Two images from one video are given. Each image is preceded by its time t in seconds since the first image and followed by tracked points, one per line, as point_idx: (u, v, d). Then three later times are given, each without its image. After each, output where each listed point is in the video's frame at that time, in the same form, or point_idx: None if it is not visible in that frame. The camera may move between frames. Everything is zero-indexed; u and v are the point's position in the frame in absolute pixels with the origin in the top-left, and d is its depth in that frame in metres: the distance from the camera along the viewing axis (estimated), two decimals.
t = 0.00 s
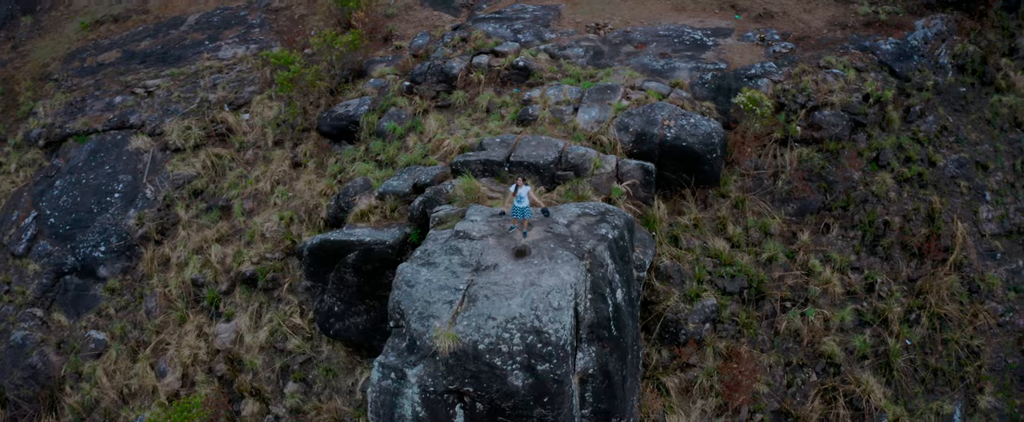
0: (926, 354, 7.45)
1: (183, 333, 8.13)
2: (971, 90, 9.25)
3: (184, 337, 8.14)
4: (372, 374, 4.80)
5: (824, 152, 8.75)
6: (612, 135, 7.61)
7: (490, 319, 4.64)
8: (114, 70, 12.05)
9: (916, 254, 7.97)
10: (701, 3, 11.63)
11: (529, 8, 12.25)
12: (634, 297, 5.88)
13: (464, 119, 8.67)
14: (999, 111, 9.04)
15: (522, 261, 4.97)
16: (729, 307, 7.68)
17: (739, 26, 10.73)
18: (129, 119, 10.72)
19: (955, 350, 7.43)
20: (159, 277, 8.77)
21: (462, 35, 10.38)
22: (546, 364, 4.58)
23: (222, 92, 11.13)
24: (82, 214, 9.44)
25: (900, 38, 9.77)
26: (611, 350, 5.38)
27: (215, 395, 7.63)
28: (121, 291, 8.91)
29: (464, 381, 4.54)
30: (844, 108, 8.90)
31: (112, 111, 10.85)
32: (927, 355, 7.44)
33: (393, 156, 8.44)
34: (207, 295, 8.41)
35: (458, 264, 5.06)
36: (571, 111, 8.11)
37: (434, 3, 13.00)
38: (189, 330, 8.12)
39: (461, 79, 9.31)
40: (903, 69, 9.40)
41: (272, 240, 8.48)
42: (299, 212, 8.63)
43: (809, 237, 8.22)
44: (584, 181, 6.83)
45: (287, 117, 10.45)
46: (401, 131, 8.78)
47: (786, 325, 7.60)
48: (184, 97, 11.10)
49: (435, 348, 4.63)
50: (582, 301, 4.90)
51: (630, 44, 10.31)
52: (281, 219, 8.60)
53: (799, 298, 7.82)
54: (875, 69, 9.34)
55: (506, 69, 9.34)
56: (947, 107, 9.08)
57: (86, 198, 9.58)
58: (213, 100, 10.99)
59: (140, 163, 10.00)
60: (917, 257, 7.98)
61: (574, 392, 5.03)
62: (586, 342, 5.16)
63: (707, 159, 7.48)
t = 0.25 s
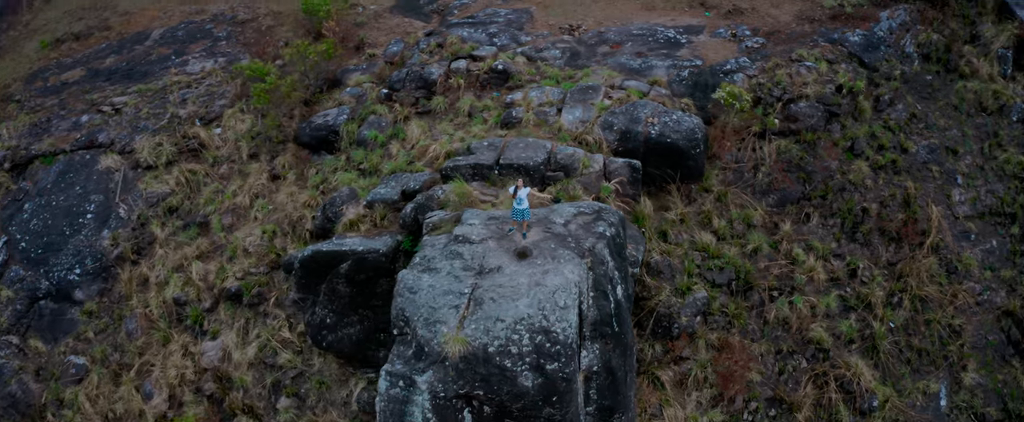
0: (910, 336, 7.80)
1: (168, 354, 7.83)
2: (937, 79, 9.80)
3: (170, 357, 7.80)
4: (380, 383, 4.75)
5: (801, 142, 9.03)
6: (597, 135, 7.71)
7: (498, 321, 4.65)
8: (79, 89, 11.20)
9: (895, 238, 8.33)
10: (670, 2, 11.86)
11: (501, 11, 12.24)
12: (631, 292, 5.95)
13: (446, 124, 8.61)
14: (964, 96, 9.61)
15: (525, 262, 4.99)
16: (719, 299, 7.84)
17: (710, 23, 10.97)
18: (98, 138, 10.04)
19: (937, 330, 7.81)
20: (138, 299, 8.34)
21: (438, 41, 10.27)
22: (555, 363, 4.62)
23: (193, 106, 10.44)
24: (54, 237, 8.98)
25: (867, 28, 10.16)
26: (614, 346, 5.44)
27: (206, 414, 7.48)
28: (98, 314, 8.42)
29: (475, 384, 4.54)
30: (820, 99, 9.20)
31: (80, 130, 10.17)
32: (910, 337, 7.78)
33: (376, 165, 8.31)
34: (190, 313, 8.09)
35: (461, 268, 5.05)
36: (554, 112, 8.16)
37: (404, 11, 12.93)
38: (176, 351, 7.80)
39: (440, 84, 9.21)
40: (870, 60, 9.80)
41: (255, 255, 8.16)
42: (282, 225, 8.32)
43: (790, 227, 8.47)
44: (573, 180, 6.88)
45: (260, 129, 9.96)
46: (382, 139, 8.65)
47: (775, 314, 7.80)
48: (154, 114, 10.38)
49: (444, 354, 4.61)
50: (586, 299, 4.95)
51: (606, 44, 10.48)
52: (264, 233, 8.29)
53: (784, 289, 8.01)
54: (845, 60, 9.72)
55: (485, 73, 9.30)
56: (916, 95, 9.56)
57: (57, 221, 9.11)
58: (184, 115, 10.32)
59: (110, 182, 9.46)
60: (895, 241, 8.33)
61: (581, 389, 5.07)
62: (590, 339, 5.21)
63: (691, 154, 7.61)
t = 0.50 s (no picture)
0: (893, 319, 8.10)
1: (155, 372, 7.49)
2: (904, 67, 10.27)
3: (156, 376, 7.48)
4: (387, 391, 4.71)
5: (778, 134, 9.38)
6: (583, 134, 7.83)
7: (506, 322, 4.67)
8: (44, 108, 10.63)
9: (873, 224, 8.65)
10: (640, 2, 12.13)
11: (474, 15, 12.25)
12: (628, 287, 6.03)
13: (429, 129, 8.59)
14: (930, 84, 10.11)
15: (528, 263, 5.02)
16: (708, 291, 8.04)
17: (682, 20, 11.27)
18: (67, 157, 9.61)
19: (919, 311, 8.12)
20: (119, 318, 7.98)
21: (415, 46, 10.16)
22: (564, 362, 4.66)
23: (163, 121, 10.03)
24: (28, 260, 8.60)
25: (834, 21, 10.58)
26: (615, 341, 5.50)
27: None
28: (78, 337, 8.06)
29: (486, 387, 4.54)
30: (794, 92, 9.58)
31: (48, 150, 9.72)
32: (894, 319, 8.09)
33: (360, 173, 8.20)
34: (175, 332, 7.74)
35: (464, 271, 5.05)
36: (539, 113, 8.25)
37: (374, 17, 12.81)
38: (162, 371, 7.46)
39: (421, 89, 9.16)
40: (840, 50, 10.21)
41: (240, 268, 7.92)
42: (265, 237, 8.11)
43: (771, 217, 8.76)
44: (564, 180, 6.94)
45: (236, 141, 9.70)
46: (365, 147, 8.56)
47: (763, 303, 8.03)
48: (124, 130, 9.94)
49: (453, 358, 4.60)
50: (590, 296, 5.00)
51: (582, 44, 10.67)
52: (247, 246, 8.06)
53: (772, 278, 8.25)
54: (816, 52, 10.10)
55: (464, 76, 9.31)
56: (884, 84, 9.96)
57: (30, 243, 8.75)
58: (155, 130, 9.91)
59: (82, 200, 9.10)
60: (873, 227, 8.65)
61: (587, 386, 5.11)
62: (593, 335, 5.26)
63: (675, 150, 7.76)
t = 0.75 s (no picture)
0: (875, 302, 8.51)
1: (143, 393, 7.29)
2: (869, 58, 10.89)
3: (144, 396, 7.28)
4: (396, 398, 4.68)
5: (756, 126, 9.78)
6: (568, 133, 8.02)
7: (514, 322, 4.69)
8: (9, 127, 10.21)
9: (849, 212, 9.13)
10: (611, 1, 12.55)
11: (448, 19, 12.25)
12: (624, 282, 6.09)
13: (412, 134, 8.57)
14: (896, 73, 10.76)
15: (531, 262, 5.04)
16: (697, 283, 8.31)
17: (654, 18, 11.68)
18: (37, 177, 9.24)
19: (899, 293, 8.57)
20: (101, 340, 7.74)
21: (392, 51, 10.10)
22: (572, 359, 4.69)
23: (135, 136, 9.77)
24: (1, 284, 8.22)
25: (803, 15, 11.22)
26: (617, 337, 5.55)
27: None
28: (59, 361, 7.76)
29: (497, 388, 4.55)
30: (769, 85, 10.06)
31: (16, 170, 9.35)
32: (876, 303, 8.50)
33: (344, 181, 8.07)
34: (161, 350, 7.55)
35: (467, 274, 5.05)
36: (523, 114, 8.36)
37: (345, 23, 12.69)
38: (151, 391, 7.26)
39: (401, 95, 9.13)
40: (808, 43, 10.84)
41: (225, 282, 7.77)
42: (251, 250, 7.98)
43: (754, 208, 9.09)
44: (554, 180, 7.02)
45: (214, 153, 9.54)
46: (348, 155, 8.47)
47: (750, 293, 8.34)
48: (95, 147, 9.65)
49: (463, 361, 4.60)
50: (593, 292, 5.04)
51: (559, 45, 10.95)
52: (232, 260, 7.90)
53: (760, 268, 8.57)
54: (788, 46, 10.65)
55: (445, 80, 9.31)
56: (852, 74, 10.58)
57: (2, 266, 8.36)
58: (127, 146, 9.65)
59: (56, 220, 8.78)
60: (850, 214, 9.13)
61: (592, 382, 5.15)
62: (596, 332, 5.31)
63: (659, 145, 8.05)
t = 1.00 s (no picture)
0: (856, 287, 9.05)
1: (132, 414, 7.13)
2: (836, 49, 11.43)
3: (134, 417, 7.12)
4: (406, 403, 4.68)
5: (733, 120, 10.24)
6: (553, 133, 8.21)
7: (521, 322, 4.73)
8: None
9: (826, 200, 9.65)
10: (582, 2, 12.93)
11: (421, 24, 12.25)
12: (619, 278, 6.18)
13: (395, 140, 8.56)
14: (862, 63, 11.35)
15: (533, 262, 5.09)
16: (684, 276, 8.62)
17: (625, 18, 12.14)
18: (7, 198, 8.95)
19: (878, 277, 9.12)
20: (85, 362, 7.54)
21: (370, 57, 10.07)
22: (579, 355, 4.76)
23: (108, 152, 9.53)
24: None
25: (770, 9, 11.66)
26: (617, 332, 5.64)
27: None
28: (41, 386, 7.54)
29: (507, 388, 4.59)
30: (743, 78, 10.47)
31: None
32: (856, 288, 9.04)
33: (329, 189, 8.02)
34: (149, 369, 7.38)
35: (469, 276, 5.08)
36: (508, 115, 8.50)
37: (316, 31, 12.55)
38: (141, 411, 7.10)
39: (382, 101, 9.12)
40: (778, 36, 11.28)
41: (212, 297, 7.64)
42: (237, 263, 7.85)
43: (733, 201, 9.49)
44: (543, 180, 7.14)
45: (191, 166, 9.37)
46: (331, 163, 8.41)
47: (736, 283, 8.70)
48: (67, 165, 9.39)
49: (472, 362, 4.63)
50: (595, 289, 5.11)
51: (535, 46, 11.30)
52: (218, 274, 7.78)
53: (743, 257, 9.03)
54: (759, 40, 11.10)
55: (425, 84, 9.35)
56: (822, 66, 11.16)
57: None
58: (99, 163, 9.40)
59: (30, 241, 8.51)
60: (827, 202, 9.67)
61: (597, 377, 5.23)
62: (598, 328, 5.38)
63: (642, 141, 8.31)
